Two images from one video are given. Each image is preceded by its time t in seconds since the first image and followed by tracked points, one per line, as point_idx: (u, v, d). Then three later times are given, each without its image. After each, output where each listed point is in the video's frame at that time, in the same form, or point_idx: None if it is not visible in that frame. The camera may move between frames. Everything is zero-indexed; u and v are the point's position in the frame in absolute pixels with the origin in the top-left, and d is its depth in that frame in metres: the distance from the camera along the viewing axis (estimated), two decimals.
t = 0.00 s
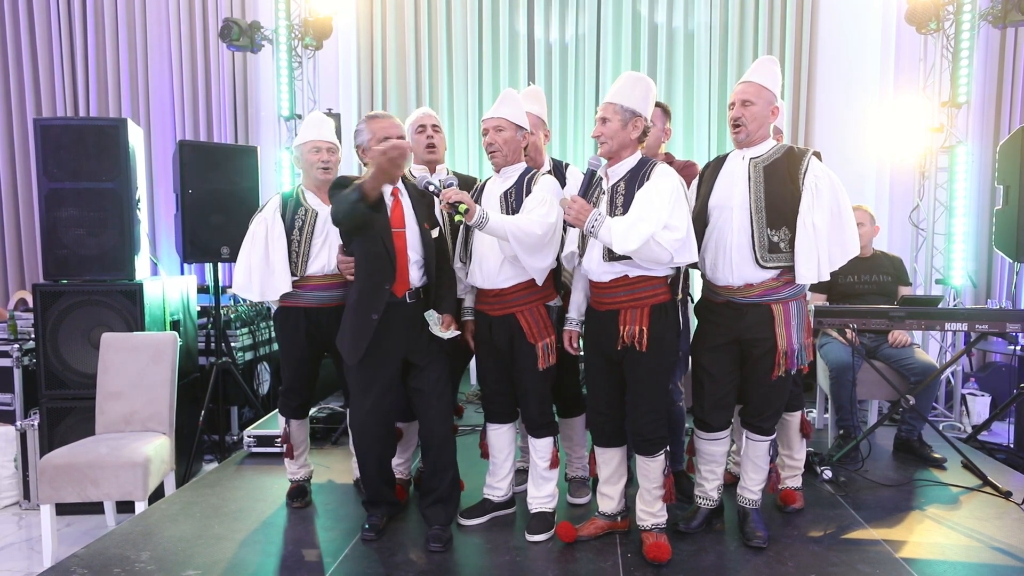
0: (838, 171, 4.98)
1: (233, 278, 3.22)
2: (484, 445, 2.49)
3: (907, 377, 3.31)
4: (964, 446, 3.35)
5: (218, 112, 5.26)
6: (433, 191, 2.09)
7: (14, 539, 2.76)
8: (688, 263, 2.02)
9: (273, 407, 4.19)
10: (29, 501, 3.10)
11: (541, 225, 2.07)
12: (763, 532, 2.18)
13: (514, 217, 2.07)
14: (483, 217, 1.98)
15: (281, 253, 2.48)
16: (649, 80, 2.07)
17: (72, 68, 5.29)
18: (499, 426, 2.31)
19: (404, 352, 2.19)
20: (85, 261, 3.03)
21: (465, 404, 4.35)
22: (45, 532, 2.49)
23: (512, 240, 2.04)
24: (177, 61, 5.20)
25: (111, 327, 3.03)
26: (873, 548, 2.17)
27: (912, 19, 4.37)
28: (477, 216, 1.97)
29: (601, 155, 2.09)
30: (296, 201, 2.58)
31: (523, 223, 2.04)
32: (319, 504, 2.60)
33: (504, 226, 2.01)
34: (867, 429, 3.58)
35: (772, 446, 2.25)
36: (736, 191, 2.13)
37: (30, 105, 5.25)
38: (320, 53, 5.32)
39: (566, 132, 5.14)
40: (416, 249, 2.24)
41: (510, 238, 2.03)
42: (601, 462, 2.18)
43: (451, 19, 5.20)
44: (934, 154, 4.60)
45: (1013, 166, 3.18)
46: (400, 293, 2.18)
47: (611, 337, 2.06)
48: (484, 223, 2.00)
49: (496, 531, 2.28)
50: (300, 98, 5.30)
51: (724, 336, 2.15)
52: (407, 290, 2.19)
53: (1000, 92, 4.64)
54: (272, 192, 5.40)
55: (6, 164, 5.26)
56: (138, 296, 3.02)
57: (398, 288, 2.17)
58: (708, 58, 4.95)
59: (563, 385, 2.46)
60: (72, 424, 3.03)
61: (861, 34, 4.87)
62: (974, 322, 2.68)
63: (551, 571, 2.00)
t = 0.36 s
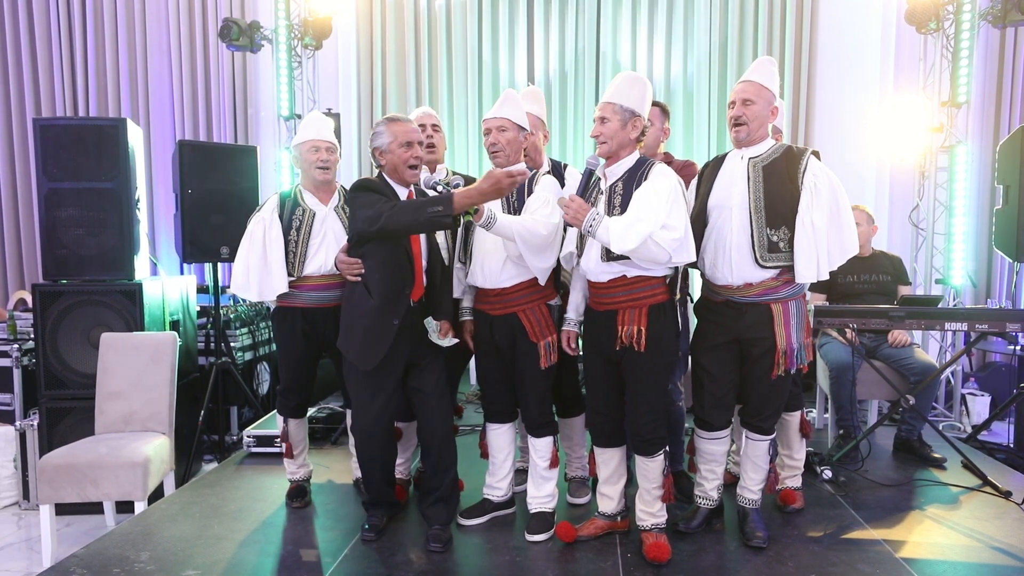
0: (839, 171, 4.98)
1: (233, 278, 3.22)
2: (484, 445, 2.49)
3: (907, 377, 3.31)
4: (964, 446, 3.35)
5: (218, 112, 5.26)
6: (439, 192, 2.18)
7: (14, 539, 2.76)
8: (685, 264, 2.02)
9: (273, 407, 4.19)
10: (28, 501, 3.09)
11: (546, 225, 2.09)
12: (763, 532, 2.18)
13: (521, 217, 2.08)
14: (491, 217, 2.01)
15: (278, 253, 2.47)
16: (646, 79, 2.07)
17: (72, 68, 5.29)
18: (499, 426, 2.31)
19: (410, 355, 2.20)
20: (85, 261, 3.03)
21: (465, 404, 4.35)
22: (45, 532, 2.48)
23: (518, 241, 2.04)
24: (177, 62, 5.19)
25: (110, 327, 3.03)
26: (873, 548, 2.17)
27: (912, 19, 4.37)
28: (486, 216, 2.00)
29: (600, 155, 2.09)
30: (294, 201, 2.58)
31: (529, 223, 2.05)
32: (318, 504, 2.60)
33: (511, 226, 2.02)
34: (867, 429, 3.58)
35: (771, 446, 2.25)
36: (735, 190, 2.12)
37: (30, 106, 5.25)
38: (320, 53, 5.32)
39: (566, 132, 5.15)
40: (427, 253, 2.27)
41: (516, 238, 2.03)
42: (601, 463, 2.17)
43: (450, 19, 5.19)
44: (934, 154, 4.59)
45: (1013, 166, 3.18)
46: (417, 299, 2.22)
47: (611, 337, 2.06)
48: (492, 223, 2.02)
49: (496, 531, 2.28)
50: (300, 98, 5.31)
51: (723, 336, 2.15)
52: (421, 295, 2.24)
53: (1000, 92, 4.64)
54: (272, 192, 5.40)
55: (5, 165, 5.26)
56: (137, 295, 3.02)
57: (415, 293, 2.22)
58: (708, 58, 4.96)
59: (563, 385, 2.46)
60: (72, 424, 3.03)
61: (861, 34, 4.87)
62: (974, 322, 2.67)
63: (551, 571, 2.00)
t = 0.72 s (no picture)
0: (839, 171, 4.97)
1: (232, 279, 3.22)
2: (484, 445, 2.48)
3: (907, 377, 3.31)
4: (964, 446, 3.35)
5: (217, 113, 5.26)
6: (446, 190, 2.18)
7: (13, 539, 2.76)
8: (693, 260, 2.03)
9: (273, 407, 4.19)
10: (28, 501, 3.09)
11: (552, 226, 2.10)
12: (762, 532, 2.17)
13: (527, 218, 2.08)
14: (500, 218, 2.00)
15: (278, 254, 2.47)
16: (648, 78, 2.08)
17: (72, 70, 5.29)
18: (499, 426, 2.31)
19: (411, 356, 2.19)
20: (85, 261, 3.03)
21: (465, 403, 4.34)
22: (44, 532, 2.48)
23: (526, 243, 2.05)
24: (176, 62, 5.19)
25: (110, 327, 3.03)
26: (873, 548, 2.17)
27: (912, 19, 4.37)
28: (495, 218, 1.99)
29: (607, 152, 2.08)
30: (293, 200, 2.58)
31: (536, 224, 2.06)
32: (318, 504, 2.60)
33: (518, 227, 2.02)
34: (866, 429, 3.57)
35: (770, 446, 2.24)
36: (736, 190, 2.12)
37: (29, 107, 5.25)
38: (320, 52, 5.32)
39: (566, 132, 5.15)
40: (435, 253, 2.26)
41: (524, 240, 2.04)
42: (600, 463, 2.17)
43: (450, 18, 5.19)
44: (933, 154, 4.60)
45: (1013, 165, 3.18)
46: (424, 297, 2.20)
47: (613, 337, 2.06)
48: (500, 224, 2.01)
49: (495, 531, 2.28)
50: (300, 98, 5.31)
51: (722, 336, 2.15)
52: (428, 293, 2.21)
53: (1000, 92, 4.64)
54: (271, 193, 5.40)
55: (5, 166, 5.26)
56: (137, 295, 3.01)
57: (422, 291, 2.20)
58: (708, 58, 4.96)
59: (563, 385, 2.46)
60: (72, 424, 3.03)
61: (861, 34, 4.87)
62: (974, 322, 2.67)
63: (550, 571, 2.00)
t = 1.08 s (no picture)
0: (839, 172, 4.97)
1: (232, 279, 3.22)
2: (483, 445, 2.48)
3: (907, 377, 3.31)
4: (964, 446, 3.34)
5: (217, 113, 5.26)
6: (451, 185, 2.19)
7: (12, 540, 2.76)
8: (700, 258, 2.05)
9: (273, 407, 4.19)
10: (28, 501, 3.09)
11: (553, 224, 2.10)
12: (762, 532, 2.17)
13: (529, 215, 2.09)
14: (502, 217, 2.00)
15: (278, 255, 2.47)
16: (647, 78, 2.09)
17: (72, 70, 5.29)
18: (499, 426, 2.30)
19: (411, 353, 2.20)
20: (84, 261, 3.03)
21: (465, 403, 4.35)
22: (44, 532, 2.48)
23: (528, 240, 2.05)
24: (176, 62, 5.19)
25: (109, 326, 3.03)
26: (873, 548, 2.16)
27: (912, 19, 4.37)
28: (498, 216, 1.99)
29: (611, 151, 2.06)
30: (292, 201, 2.57)
31: (539, 222, 2.07)
32: (317, 504, 2.60)
33: (521, 225, 2.03)
34: (867, 429, 3.57)
35: (769, 446, 2.24)
36: (731, 191, 2.13)
37: (29, 108, 5.24)
38: (320, 52, 5.33)
39: (566, 132, 5.14)
40: (431, 251, 2.23)
41: (527, 236, 2.04)
42: (600, 463, 2.17)
43: (450, 18, 5.18)
44: (933, 154, 4.60)
45: (1013, 165, 3.18)
46: (416, 293, 2.19)
47: (615, 338, 2.05)
48: (503, 222, 2.01)
49: (495, 531, 2.28)
50: (300, 97, 5.32)
51: (720, 335, 2.16)
52: (421, 292, 2.19)
53: (1000, 92, 4.64)
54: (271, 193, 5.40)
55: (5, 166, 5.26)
56: (136, 295, 3.01)
57: (413, 288, 2.18)
58: (708, 58, 4.96)
59: (563, 385, 2.47)
60: (72, 424, 3.03)
61: (861, 33, 4.87)
62: (974, 321, 2.67)
63: (550, 571, 2.00)
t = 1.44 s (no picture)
0: (838, 172, 4.97)
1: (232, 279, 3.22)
2: (483, 445, 2.48)
3: (906, 377, 3.31)
4: (964, 446, 3.34)
5: (217, 113, 5.26)
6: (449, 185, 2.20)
7: (12, 540, 2.76)
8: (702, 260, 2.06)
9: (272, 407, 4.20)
10: (28, 501, 3.09)
11: (552, 224, 2.10)
12: (762, 532, 2.17)
13: (527, 216, 2.10)
14: (499, 217, 2.01)
15: (275, 254, 2.47)
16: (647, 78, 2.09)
17: (71, 69, 5.28)
18: (499, 426, 2.30)
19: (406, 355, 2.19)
20: (84, 261, 3.03)
21: (465, 403, 4.35)
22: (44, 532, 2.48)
23: (525, 239, 2.06)
24: (176, 61, 5.19)
25: (109, 327, 3.03)
26: (873, 548, 2.16)
27: (912, 19, 4.37)
28: (494, 216, 2.00)
29: (609, 152, 2.06)
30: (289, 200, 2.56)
31: (537, 222, 2.07)
32: (318, 504, 2.60)
33: (519, 225, 2.04)
34: (866, 429, 3.58)
35: (769, 446, 2.24)
36: (729, 191, 2.13)
37: (29, 107, 5.24)
38: (320, 52, 5.33)
39: (566, 131, 5.14)
40: (422, 251, 2.21)
41: (524, 237, 2.05)
42: (600, 464, 2.17)
43: (450, 18, 5.19)
44: (933, 154, 4.61)
45: (1012, 166, 3.18)
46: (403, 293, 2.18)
47: (616, 338, 2.05)
48: (500, 221, 2.02)
49: (495, 531, 2.28)
50: (300, 97, 5.34)
51: (719, 335, 2.16)
52: (408, 293, 2.18)
53: (1000, 92, 4.64)
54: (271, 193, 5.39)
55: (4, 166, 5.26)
56: (136, 295, 3.01)
57: (398, 289, 2.18)
58: (708, 58, 4.95)
59: (564, 386, 2.47)
60: (72, 424, 3.03)
61: (861, 33, 4.87)
62: (974, 322, 2.67)
63: (550, 571, 2.00)
